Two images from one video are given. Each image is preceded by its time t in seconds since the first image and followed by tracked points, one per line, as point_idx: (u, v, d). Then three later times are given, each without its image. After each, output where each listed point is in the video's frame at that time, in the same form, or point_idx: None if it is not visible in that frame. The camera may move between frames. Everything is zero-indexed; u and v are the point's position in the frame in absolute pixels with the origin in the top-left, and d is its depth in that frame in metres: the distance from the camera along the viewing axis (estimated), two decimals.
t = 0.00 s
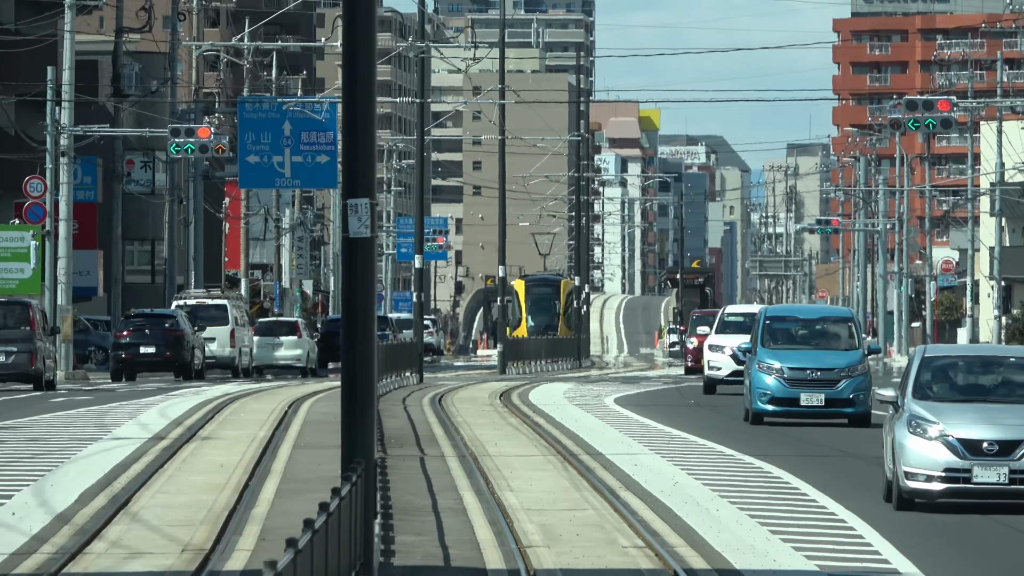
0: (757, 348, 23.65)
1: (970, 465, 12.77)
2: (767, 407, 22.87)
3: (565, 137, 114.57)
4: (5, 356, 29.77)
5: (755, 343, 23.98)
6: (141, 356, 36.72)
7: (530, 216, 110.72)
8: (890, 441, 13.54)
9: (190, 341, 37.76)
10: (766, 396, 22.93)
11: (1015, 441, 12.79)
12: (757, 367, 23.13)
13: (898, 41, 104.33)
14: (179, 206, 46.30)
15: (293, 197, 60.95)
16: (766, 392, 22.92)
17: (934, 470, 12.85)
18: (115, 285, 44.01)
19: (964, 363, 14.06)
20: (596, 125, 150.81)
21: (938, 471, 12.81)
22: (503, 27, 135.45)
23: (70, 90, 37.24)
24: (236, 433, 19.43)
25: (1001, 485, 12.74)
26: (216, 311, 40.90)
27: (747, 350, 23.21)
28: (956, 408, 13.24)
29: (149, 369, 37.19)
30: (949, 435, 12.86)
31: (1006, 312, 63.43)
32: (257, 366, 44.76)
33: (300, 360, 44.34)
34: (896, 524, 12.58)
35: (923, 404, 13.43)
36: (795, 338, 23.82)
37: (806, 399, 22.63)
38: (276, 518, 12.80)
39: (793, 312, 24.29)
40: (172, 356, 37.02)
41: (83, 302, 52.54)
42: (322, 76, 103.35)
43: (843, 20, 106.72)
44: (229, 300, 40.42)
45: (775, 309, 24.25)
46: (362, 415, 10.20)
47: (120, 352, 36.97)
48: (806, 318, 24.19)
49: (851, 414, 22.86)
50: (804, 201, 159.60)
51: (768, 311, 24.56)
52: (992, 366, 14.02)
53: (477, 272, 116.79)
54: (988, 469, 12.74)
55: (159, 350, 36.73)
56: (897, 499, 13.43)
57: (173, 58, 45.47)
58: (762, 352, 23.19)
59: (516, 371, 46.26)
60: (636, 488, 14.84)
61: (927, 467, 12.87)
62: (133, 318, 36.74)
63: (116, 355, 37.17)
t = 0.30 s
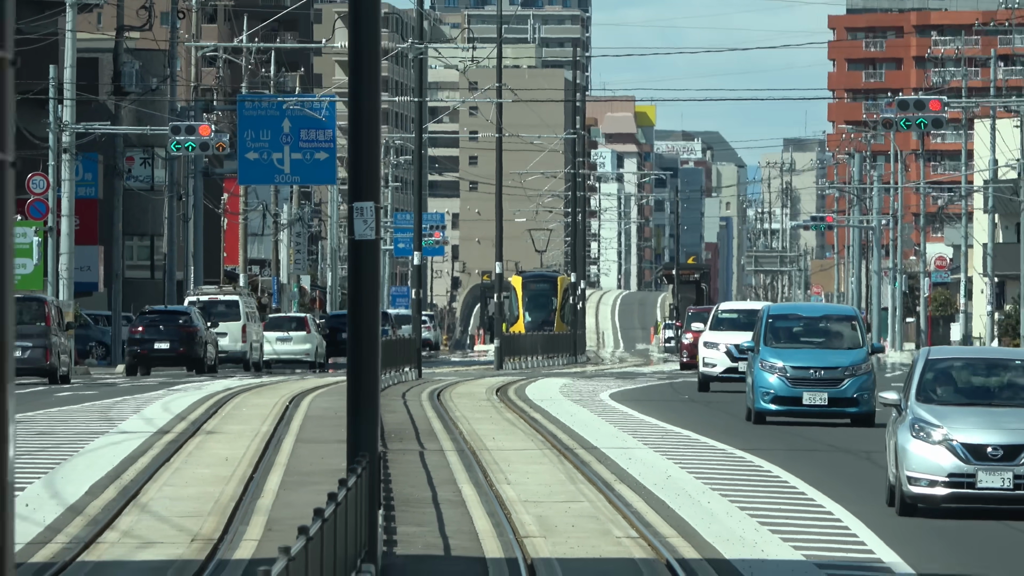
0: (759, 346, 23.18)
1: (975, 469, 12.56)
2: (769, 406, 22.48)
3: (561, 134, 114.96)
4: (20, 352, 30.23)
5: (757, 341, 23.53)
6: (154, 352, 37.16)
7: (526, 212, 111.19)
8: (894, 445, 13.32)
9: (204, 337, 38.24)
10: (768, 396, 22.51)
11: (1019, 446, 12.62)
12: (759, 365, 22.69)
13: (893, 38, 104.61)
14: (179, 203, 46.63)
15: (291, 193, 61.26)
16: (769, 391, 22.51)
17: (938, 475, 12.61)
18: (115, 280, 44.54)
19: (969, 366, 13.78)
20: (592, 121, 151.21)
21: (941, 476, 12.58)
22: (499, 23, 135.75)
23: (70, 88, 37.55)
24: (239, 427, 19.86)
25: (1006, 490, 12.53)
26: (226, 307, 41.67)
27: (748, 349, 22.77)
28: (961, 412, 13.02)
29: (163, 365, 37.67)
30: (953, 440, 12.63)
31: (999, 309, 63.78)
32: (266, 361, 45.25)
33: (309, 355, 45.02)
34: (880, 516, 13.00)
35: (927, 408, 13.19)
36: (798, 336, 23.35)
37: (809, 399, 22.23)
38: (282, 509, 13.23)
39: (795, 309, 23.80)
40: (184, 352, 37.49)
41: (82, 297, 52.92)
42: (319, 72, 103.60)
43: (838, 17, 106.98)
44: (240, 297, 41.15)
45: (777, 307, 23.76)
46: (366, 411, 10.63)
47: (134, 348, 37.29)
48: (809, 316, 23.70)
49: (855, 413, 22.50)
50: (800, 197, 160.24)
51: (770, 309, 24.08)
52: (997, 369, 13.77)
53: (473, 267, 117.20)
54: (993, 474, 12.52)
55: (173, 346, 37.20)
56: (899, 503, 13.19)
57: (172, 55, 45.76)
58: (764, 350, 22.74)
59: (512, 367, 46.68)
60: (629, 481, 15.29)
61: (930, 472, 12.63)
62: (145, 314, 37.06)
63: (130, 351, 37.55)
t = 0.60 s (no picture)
0: (763, 345, 23.02)
1: (979, 473, 12.28)
2: (774, 405, 22.28)
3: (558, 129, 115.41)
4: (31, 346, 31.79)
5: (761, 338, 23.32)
6: (168, 347, 37.68)
7: (523, 208, 111.75)
8: (895, 448, 13.02)
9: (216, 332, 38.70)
10: (773, 394, 22.34)
11: None
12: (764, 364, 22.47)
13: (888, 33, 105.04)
14: (179, 199, 46.97)
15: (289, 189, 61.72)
16: (773, 389, 22.33)
17: (941, 479, 12.34)
18: (115, 275, 45.08)
19: (973, 369, 13.48)
20: (588, 116, 151.76)
21: (945, 479, 12.31)
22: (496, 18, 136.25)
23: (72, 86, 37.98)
24: (242, 421, 20.27)
25: (1010, 494, 12.26)
26: (239, 303, 41.72)
27: (753, 347, 22.56)
28: (964, 415, 12.72)
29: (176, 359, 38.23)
30: (957, 443, 12.35)
31: (994, 302, 64.25)
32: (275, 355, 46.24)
33: (317, 350, 46.27)
34: (870, 507, 13.38)
35: (929, 410, 12.89)
36: (802, 334, 23.16)
37: (814, 397, 22.04)
38: (287, 501, 13.64)
39: (799, 307, 23.62)
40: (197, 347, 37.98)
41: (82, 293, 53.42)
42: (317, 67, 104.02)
43: (833, 12, 107.33)
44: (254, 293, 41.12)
45: (781, 305, 23.58)
46: (371, 405, 11.06)
47: (149, 343, 37.88)
48: (813, 313, 23.51)
49: (860, 411, 22.32)
50: (796, 192, 160.69)
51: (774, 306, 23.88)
52: (1002, 371, 13.46)
53: (471, 261, 117.83)
54: (997, 478, 12.25)
55: (186, 341, 37.64)
56: (902, 508, 12.88)
57: (171, 52, 46.05)
58: (769, 348, 22.53)
59: (510, 361, 47.14)
60: (625, 473, 15.72)
61: (934, 476, 12.35)
62: (160, 310, 37.54)
63: (144, 346, 38.11)
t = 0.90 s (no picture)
0: (772, 347, 22.67)
1: (988, 479, 11.90)
2: (783, 407, 21.85)
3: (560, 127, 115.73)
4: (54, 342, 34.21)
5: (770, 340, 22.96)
6: (188, 346, 38.04)
7: (525, 207, 112.19)
8: (904, 454, 12.66)
9: (233, 330, 39.22)
10: (782, 396, 21.92)
11: None
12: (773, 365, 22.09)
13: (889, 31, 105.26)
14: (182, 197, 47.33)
15: (291, 188, 62.13)
16: (783, 392, 21.94)
17: (949, 485, 11.95)
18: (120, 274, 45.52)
19: (982, 373, 13.07)
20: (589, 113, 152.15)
21: (953, 485, 11.92)
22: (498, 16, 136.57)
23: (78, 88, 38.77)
24: (251, 419, 20.69)
25: (1020, 501, 11.85)
26: (255, 302, 42.59)
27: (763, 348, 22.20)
28: (973, 420, 12.34)
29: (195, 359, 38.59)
30: (967, 448, 11.98)
31: (993, 301, 64.60)
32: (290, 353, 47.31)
33: (329, 347, 48.44)
34: (863, 503, 13.76)
35: (938, 415, 12.50)
36: (812, 336, 22.81)
37: (824, 399, 21.67)
38: (297, 497, 14.05)
39: (808, 309, 23.34)
40: (216, 345, 38.39)
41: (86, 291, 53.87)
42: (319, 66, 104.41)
43: (835, 10, 107.40)
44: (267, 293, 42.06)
45: (790, 307, 23.31)
46: (380, 403, 11.44)
47: (168, 342, 38.22)
48: (822, 316, 23.23)
49: (871, 414, 21.93)
50: (797, 189, 161.16)
51: (782, 309, 23.54)
52: (1011, 375, 13.03)
53: (472, 259, 118.33)
54: (1006, 485, 11.85)
55: (204, 340, 38.05)
56: (909, 516, 12.56)
57: (175, 51, 46.29)
58: (778, 349, 22.18)
59: (512, 359, 47.57)
60: (624, 469, 16.14)
61: (940, 482, 11.97)
62: (179, 310, 37.93)
63: (163, 345, 38.41)
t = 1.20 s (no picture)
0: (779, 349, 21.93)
1: (994, 487, 11.60)
2: (789, 411, 21.23)
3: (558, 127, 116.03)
4: (74, 341, 35.38)
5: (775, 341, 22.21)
6: (202, 344, 38.56)
7: (523, 206, 112.54)
8: (907, 460, 12.40)
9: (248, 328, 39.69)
10: (788, 399, 21.28)
11: None
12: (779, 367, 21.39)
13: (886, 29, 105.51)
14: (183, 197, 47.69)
15: (291, 187, 62.48)
16: (789, 395, 21.28)
17: (954, 493, 11.67)
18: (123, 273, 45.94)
19: (987, 379, 12.77)
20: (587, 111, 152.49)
21: (958, 493, 11.64)
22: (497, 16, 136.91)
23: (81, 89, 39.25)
24: (256, 416, 21.11)
25: None
26: (267, 301, 43.35)
27: (768, 349, 21.47)
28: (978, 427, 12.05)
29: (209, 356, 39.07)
30: (972, 456, 11.68)
31: (988, 299, 64.92)
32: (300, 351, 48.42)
33: (336, 346, 49.18)
34: (852, 498, 14.15)
35: (942, 421, 12.22)
36: (819, 337, 22.06)
37: (831, 403, 21.03)
38: (304, 492, 14.47)
39: (815, 310, 22.52)
40: (230, 344, 38.83)
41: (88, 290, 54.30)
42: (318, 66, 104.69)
43: (833, 8, 107.39)
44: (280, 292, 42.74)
45: (797, 308, 22.50)
46: (385, 399, 11.84)
47: (183, 340, 38.60)
48: (830, 316, 22.42)
49: (879, 417, 21.28)
50: (795, 188, 161.46)
51: (787, 308, 22.76)
52: (1016, 382, 12.75)
53: (471, 257, 118.70)
54: (1012, 492, 11.55)
55: (219, 338, 38.56)
56: (914, 524, 12.30)
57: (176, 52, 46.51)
58: (784, 351, 21.46)
59: (511, 357, 47.91)
60: (621, 466, 16.56)
61: (945, 489, 11.69)
62: (193, 309, 38.37)
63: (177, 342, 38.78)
